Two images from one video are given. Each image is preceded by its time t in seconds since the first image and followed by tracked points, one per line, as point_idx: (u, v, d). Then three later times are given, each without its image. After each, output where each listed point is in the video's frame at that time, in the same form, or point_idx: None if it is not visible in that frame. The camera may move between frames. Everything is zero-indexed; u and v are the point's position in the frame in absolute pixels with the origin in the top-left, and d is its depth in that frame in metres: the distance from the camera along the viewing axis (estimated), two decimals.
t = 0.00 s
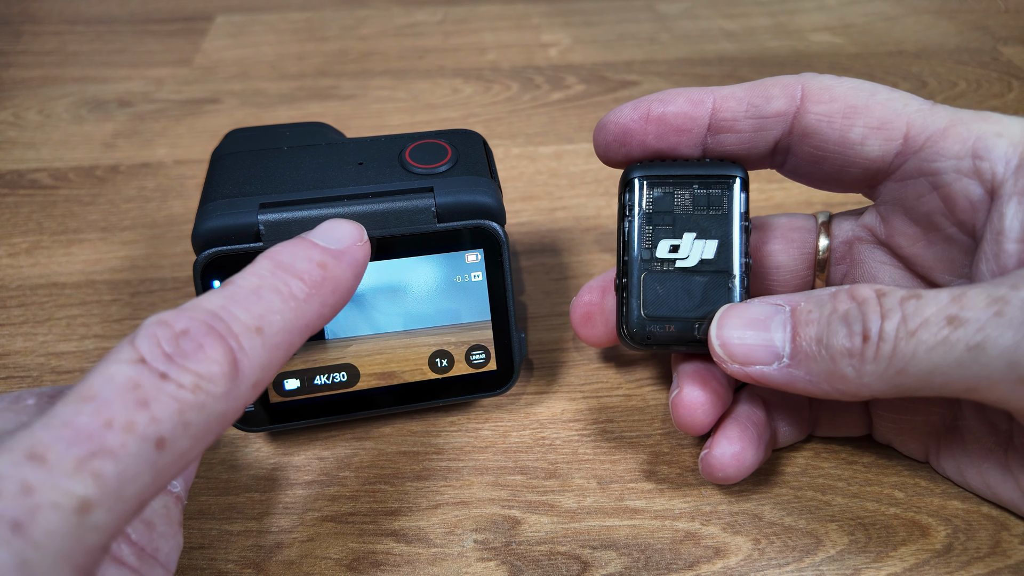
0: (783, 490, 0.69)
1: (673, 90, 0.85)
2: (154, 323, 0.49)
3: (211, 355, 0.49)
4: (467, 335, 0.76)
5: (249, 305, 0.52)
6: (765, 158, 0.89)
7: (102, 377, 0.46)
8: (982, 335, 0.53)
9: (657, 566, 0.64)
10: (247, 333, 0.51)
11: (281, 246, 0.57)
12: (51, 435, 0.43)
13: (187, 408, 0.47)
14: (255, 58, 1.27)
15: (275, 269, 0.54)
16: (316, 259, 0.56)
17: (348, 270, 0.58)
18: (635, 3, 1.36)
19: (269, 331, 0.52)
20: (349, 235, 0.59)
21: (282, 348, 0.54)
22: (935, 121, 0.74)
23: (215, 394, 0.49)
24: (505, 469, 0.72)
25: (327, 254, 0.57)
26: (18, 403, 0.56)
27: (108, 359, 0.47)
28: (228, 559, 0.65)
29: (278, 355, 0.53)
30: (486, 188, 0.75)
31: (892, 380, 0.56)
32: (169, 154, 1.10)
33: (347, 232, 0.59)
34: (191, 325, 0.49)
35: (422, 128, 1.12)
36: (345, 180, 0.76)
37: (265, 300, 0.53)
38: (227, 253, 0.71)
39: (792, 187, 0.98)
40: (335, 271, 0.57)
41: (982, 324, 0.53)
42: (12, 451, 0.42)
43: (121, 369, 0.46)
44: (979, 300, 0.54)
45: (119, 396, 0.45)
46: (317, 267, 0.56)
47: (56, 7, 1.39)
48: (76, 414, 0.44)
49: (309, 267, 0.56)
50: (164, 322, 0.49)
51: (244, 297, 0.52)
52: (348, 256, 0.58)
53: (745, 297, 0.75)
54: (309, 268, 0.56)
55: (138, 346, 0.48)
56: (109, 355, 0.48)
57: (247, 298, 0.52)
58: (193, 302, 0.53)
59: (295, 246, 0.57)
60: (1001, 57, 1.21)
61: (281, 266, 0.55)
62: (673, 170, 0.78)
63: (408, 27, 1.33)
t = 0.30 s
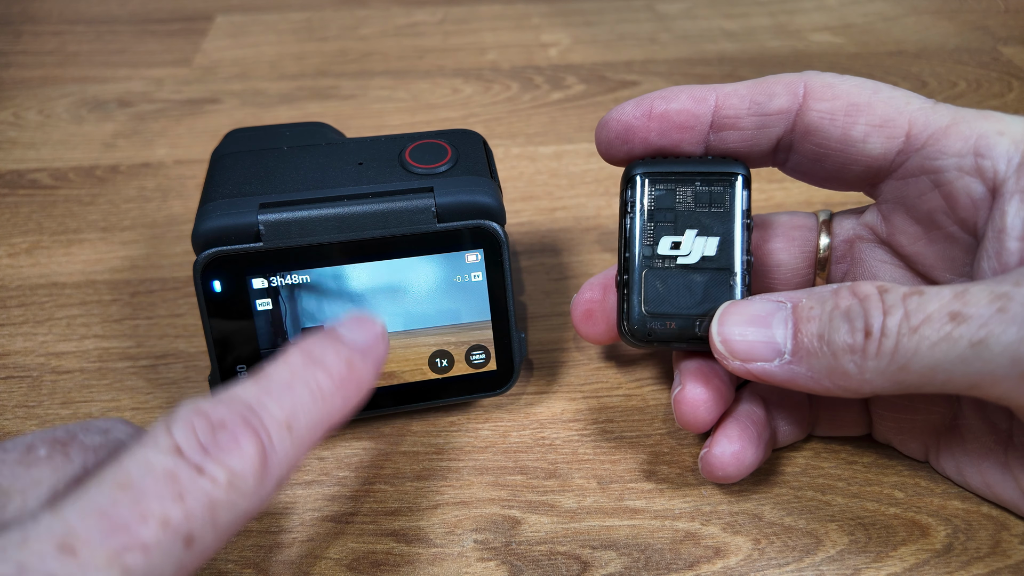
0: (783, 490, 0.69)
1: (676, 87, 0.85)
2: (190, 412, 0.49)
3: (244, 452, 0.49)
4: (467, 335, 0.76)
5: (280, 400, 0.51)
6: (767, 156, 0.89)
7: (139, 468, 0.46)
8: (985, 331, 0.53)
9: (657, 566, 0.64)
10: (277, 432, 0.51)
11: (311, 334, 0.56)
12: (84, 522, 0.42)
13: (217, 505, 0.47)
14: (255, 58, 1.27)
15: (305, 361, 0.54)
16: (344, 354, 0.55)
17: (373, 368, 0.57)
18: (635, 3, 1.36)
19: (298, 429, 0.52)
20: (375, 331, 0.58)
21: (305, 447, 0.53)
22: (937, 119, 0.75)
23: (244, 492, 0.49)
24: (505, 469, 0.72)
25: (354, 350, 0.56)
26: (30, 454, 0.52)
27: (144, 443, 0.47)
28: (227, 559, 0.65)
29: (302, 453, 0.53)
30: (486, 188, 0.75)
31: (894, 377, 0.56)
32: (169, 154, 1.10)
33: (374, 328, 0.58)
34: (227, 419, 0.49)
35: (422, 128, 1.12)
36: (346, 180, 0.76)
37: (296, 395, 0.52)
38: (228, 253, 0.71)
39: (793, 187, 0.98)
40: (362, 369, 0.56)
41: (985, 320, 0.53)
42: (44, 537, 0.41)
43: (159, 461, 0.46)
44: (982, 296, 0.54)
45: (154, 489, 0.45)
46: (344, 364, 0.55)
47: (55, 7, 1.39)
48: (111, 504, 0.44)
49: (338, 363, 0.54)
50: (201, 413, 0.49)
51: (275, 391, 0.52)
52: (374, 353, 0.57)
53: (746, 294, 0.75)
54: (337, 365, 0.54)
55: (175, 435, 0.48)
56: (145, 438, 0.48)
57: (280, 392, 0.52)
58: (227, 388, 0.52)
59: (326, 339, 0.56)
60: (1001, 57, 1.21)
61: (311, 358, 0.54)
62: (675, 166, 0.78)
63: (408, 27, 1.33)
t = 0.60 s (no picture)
0: (783, 490, 0.69)
1: (678, 84, 0.85)
2: (220, 524, 0.53)
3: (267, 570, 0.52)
4: (467, 335, 0.76)
5: (303, 522, 0.55)
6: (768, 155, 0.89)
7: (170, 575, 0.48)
8: (987, 328, 0.53)
9: (657, 566, 0.64)
10: (298, 553, 0.54)
11: (331, 458, 0.61)
12: None
13: None
14: (255, 57, 1.27)
15: (327, 485, 0.58)
16: (362, 480, 0.60)
17: (385, 497, 0.61)
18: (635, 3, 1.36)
19: (316, 550, 0.55)
20: (387, 458, 0.63)
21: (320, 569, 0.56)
22: (939, 118, 0.75)
23: None
24: (505, 469, 0.72)
25: (370, 478, 0.61)
26: (36, 519, 0.51)
27: (173, 552, 0.50)
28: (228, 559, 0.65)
29: None
30: (486, 188, 0.75)
31: (896, 374, 0.56)
32: (169, 154, 1.10)
33: (388, 455, 0.63)
34: (254, 534, 0.53)
35: (422, 128, 1.12)
36: (346, 179, 0.76)
37: (316, 518, 0.56)
38: (228, 253, 0.71)
39: (793, 187, 0.98)
40: (376, 497, 0.60)
41: (987, 317, 0.54)
42: None
43: (187, 570, 0.49)
44: (984, 293, 0.54)
45: None
46: (361, 490, 0.59)
47: (56, 7, 1.39)
48: None
49: (356, 488, 0.59)
50: (231, 525, 0.53)
51: (300, 513, 0.56)
52: (385, 482, 0.62)
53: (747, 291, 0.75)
54: (355, 490, 0.59)
55: (204, 546, 0.51)
56: (173, 547, 0.51)
57: (303, 514, 0.56)
58: (251, 505, 0.56)
59: (345, 464, 0.61)
60: (1001, 57, 1.21)
61: (332, 483, 0.59)
62: (677, 164, 0.78)
63: (408, 27, 1.33)
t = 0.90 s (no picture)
0: (783, 490, 0.69)
1: (678, 83, 0.85)
2: None
3: None
4: (467, 335, 0.76)
5: None
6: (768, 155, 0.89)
7: None
8: (987, 327, 0.53)
9: (656, 566, 0.64)
10: None
11: (305, 516, 0.62)
12: None
13: None
14: (255, 57, 1.27)
15: (301, 544, 0.59)
16: (337, 537, 0.60)
17: (365, 551, 0.62)
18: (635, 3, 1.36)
19: None
20: (365, 510, 0.63)
21: None
22: (939, 117, 0.75)
23: None
24: (505, 469, 0.72)
25: (347, 533, 0.61)
26: None
27: None
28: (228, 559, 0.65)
29: None
30: (487, 188, 0.75)
31: (896, 372, 0.56)
32: (169, 154, 1.10)
33: (365, 508, 0.63)
34: None
35: (422, 128, 1.12)
36: (346, 179, 0.76)
37: None
38: (228, 253, 0.71)
39: (793, 187, 0.98)
40: (353, 552, 0.61)
41: (988, 316, 0.54)
42: None
43: None
44: (985, 292, 0.54)
45: None
46: (337, 547, 0.60)
47: (55, 7, 1.39)
48: None
49: (331, 545, 0.60)
50: None
51: None
52: (364, 534, 0.62)
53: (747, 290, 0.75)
54: (330, 547, 0.60)
55: None
56: None
57: None
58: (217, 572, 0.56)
59: (320, 521, 0.61)
60: (1001, 57, 1.21)
61: (307, 541, 0.59)
62: (676, 164, 0.78)
63: (408, 27, 1.33)
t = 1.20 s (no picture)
0: (782, 490, 0.69)
1: (676, 83, 0.85)
2: (134, 540, 0.47)
3: None
4: (466, 333, 0.76)
5: (239, 507, 0.50)
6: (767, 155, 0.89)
7: None
8: (985, 326, 0.53)
9: (657, 566, 0.64)
10: (237, 544, 0.49)
11: (269, 420, 0.54)
12: None
13: None
14: (254, 57, 1.27)
15: (265, 457, 0.52)
16: (308, 440, 0.53)
17: (343, 445, 0.55)
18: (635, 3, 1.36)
19: (260, 535, 0.50)
20: (344, 398, 0.56)
21: (273, 550, 0.51)
22: (937, 117, 0.75)
23: None
24: (505, 469, 0.72)
25: (318, 432, 0.54)
26: None
27: None
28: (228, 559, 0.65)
29: (269, 558, 0.51)
30: (486, 188, 0.75)
31: (894, 372, 0.56)
32: (169, 154, 1.10)
33: (343, 395, 0.56)
34: (178, 540, 0.47)
35: (422, 128, 1.12)
36: (345, 179, 0.76)
37: (256, 498, 0.50)
38: (227, 253, 0.71)
39: (793, 187, 0.98)
40: (328, 448, 0.54)
41: (986, 315, 0.54)
42: None
43: None
44: (982, 291, 0.54)
45: None
46: (307, 450, 0.53)
47: (56, 7, 1.39)
48: None
49: (302, 451, 0.53)
50: (146, 537, 0.47)
51: (232, 497, 0.50)
52: (343, 427, 0.55)
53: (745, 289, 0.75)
54: (300, 454, 0.53)
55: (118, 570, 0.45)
56: None
57: (238, 498, 0.50)
58: (174, 501, 0.50)
59: (285, 424, 0.54)
60: (1001, 57, 1.21)
61: (272, 452, 0.52)
62: (674, 164, 0.78)
63: (408, 27, 1.33)
